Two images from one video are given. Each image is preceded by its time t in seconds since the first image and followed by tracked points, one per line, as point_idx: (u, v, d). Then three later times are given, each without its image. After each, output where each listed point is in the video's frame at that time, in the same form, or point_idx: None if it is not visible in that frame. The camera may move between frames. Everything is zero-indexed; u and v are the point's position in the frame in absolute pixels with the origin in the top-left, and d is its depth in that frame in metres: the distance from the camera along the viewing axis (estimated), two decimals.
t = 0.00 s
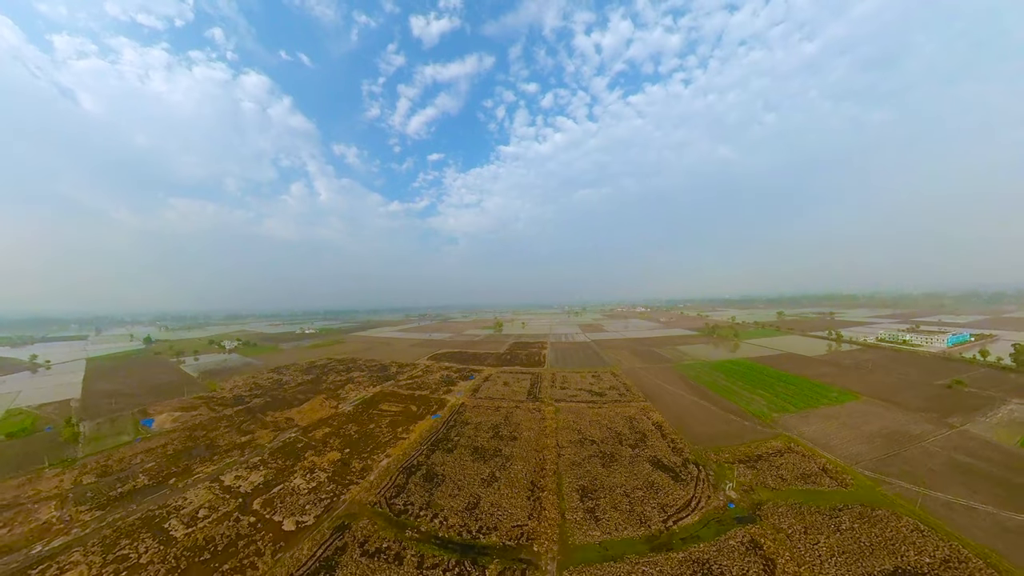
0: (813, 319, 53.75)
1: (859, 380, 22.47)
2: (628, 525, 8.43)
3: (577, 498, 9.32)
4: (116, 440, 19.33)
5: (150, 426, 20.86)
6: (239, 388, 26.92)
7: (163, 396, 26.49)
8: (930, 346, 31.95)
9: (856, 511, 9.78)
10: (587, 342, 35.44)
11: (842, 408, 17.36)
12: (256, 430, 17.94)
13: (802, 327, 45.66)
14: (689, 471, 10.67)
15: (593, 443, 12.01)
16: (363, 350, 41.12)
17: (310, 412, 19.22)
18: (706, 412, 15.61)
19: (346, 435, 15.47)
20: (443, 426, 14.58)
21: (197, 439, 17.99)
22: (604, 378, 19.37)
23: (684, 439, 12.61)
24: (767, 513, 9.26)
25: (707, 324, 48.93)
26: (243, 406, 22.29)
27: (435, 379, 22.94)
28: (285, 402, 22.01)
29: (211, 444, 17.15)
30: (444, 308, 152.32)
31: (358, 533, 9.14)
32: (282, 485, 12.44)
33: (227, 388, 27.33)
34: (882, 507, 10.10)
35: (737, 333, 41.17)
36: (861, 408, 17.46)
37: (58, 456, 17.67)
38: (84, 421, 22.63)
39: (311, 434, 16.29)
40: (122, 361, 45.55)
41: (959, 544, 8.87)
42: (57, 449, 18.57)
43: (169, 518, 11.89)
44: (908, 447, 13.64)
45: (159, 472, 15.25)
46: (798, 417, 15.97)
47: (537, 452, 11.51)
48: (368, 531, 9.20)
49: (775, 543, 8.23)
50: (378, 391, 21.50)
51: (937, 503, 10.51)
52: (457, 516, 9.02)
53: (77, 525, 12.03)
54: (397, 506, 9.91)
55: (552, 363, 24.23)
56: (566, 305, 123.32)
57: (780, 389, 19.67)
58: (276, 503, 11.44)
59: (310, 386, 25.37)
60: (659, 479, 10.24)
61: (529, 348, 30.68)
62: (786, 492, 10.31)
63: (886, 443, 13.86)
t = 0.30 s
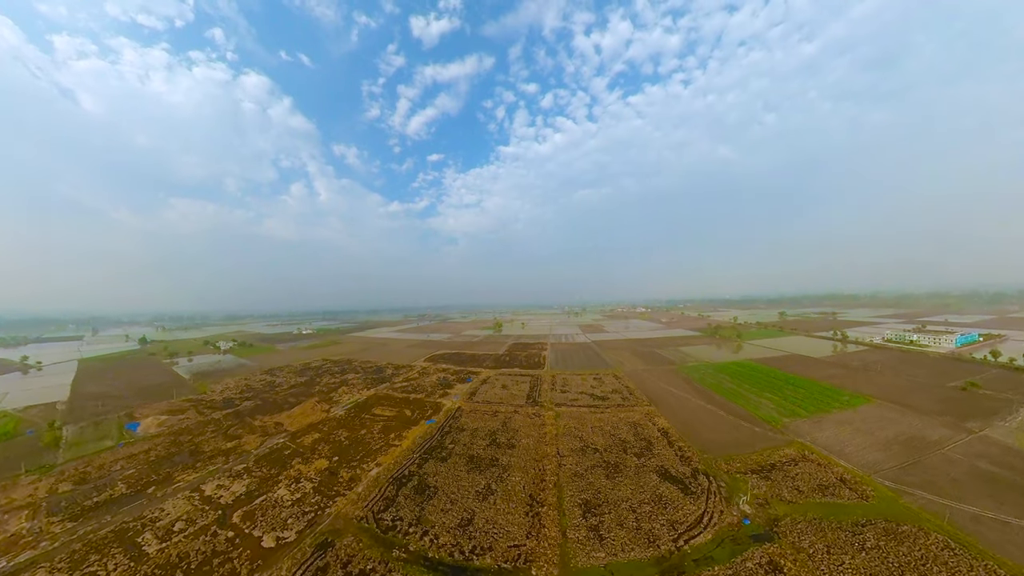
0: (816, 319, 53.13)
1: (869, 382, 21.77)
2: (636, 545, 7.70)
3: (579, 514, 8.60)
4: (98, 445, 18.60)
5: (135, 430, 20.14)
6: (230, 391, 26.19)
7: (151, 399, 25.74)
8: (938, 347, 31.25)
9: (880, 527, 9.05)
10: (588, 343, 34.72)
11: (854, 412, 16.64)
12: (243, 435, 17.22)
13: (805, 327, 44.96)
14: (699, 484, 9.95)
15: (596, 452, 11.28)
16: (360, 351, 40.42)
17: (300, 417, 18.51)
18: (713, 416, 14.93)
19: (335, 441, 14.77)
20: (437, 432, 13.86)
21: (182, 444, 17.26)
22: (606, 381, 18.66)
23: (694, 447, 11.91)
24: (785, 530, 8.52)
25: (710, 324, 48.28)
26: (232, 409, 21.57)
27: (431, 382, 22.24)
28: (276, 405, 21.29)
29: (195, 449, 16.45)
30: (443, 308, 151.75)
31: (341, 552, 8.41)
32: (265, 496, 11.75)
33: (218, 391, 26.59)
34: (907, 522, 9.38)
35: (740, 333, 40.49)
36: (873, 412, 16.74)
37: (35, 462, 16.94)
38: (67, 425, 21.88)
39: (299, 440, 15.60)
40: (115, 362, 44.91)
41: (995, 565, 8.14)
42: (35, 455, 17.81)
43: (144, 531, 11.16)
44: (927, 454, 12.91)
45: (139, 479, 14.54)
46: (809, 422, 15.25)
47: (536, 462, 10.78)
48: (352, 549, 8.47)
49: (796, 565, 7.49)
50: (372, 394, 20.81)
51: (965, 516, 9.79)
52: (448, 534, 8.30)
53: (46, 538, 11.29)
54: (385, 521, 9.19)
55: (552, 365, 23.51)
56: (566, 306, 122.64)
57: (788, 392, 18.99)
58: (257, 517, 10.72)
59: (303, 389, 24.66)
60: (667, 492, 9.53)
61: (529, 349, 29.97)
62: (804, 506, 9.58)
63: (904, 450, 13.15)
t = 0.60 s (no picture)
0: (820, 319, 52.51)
1: (878, 383, 21.13)
2: (644, 567, 7.03)
3: (581, 530, 7.93)
4: (81, 450, 17.91)
5: (120, 434, 19.46)
6: (221, 393, 25.50)
7: (140, 402, 25.04)
8: (946, 347, 30.63)
9: (906, 544, 8.37)
10: (588, 343, 34.07)
11: (867, 416, 15.98)
12: (229, 440, 16.55)
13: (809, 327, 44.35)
14: (710, 496, 9.30)
15: (598, 460, 10.62)
16: (356, 351, 39.75)
17: (290, 420, 17.85)
18: (721, 421, 14.32)
19: (324, 447, 14.11)
20: (431, 438, 13.18)
21: (166, 450, 16.58)
22: (608, 383, 18.02)
23: (703, 455, 11.31)
24: (805, 548, 7.84)
25: (712, 324, 47.66)
26: (221, 412, 20.90)
27: (427, 384, 21.59)
28: (267, 408, 20.62)
29: (180, 455, 15.79)
30: (443, 309, 151.16)
31: (323, 572, 7.71)
32: (247, 507, 11.09)
33: (209, 393, 25.89)
34: (935, 538, 8.70)
35: (743, 334, 39.86)
36: (887, 416, 16.07)
37: (13, 467, 16.26)
38: (51, 428, 21.18)
39: (287, 446, 14.95)
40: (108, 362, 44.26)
41: None
42: (14, 460, 17.11)
43: (117, 544, 10.48)
44: (947, 462, 12.24)
45: (118, 486, 13.88)
46: (820, 428, 14.57)
47: (535, 472, 10.11)
48: (335, 569, 7.79)
49: None
50: (366, 397, 20.15)
51: (995, 529, 9.11)
52: (440, 553, 7.62)
53: (14, 550, 10.61)
54: (372, 537, 8.52)
55: (552, 366, 22.88)
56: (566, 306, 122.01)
57: (796, 394, 18.35)
58: (237, 530, 10.05)
59: (295, 391, 23.98)
60: (676, 505, 8.88)
61: (528, 350, 29.31)
62: (823, 520, 8.92)
63: (921, 457, 12.52)
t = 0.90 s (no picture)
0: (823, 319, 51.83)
1: (890, 385, 20.40)
2: None
3: (585, 550, 7.23)
4: (60, 454, 17.16)
5: (103, 437, 18.70)
6: (211, 394, 24.75)
7: (127, 404, 24.28)
8: (955, 347, 29.91)
9: (938, 563, 7.66)
10: (589, 344, 33.36)
11: (881, 420, 15.28)
12: (214, 445, 15.83)
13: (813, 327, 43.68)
14: (723, 510, 8.62)
15: (602, 470, 9.90)
16: (352, 352, 39.00)
17: (279, 424, 17.13)
18: (731, 427, 13.68)
19: (312, 454, 13.44)
20: (424, 445, 12.43)
21: (148, 455, 15.84)
22: (611, 386, 17.30)
23: (716, 465, 10.66)
24: (831, 569, 7.12)
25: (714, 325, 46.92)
26: (209, 415, 20.16)
27: (423, 386, 20.85)
28: (256, 411, 19.89)
29: (161, 461, 15.05)
30: (442, 309, 150.43)
31: None
32: (225, 519, 10.36)
33: (199, 394, 25.15)
34: (969, 555, 7.99)
35: (747, 334, 39.12)
36: (901, 420, 15.37)
37: None
38: (32, 431, 20.40)
39: (274, 452, 14.24)
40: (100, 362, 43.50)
41: None
42: None
43: (85, 558, 9.76)
44: (971, 470, 11.52)
45: (94, 494, 13.13)
46: (833, 433, 13.89)
47: (533, 484, 9.39)
48: None
49: None
50: (359, 399, 19.42)
51: None
52: None
53: None
54: (355, 555, 7.80)
55: (551, 368, 22.17)
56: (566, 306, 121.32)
57: (806, 397, 17.66)
58: (212, 544, 9.34)
59: (287, 393, 23.24)
60: (687, 521, 8.17)
61: (528, 351, 28.57)
62: (846, 536, 8.21)
63: (943, 464, 11.81)
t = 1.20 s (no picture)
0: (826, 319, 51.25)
1: (901, 386, 19.75)
2: None
3: (589, 571, 6.60)
4: (40, 458, 16.45)
5: (85, 440, 18.01)
6: (201, 396, 24.04)
7: (114, 405, 23.56)
8: (963, 347, 29.33)
9: None
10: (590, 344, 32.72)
11: (894, 424, 14.66)
12: (199, 450, 15.22)
13: (816, 327, 43.07)
14: (737, 525, 8.02)
15: (606, 481, 9.27)
16: (348, 352, 38.34)
17: (268, 428, 16.47)
18: (740, 431, 13.14)
19: (299, 461, 12.85)
20: (417, 451, 11.77)
21: (130, 460, 15.16)
22: (612, 388, 16.68)
23: (727, 475, 10.10)
24: None
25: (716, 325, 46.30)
26: (196, 418, 19.47)
27: (419, 388, 20.19)
28: (245, 414, 19.21)
29: (143, 467, 14.40)
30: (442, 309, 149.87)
31: None
32: (203, 531, 9.72)
33: (189, 396, 24.43)
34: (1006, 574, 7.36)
35: (750, 334, 38.46)
36: (916, 423, 14.76)
37: None
38: (13, 434, 19.67)
39: (260, 457, 13.65)
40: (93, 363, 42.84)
41: None
42: None
43: (51, 572, 9.09)
44: (996, 477, 10.88)
45: (69, 501, 12.43)
46: (847, 439, 13.26)
47: (533, 496, 8.73)
48: None
49: None
50: (352, 402, 18.77)
51: None
52: None
53: None
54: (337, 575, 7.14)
55: (551, 369, 21.52)
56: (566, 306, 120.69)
57: (816, 400, 17.06)
58: (187, 559, 8.68)
59: (279, 395, 22.57)
60: (699, 537, 7.53)
61: (527, 351, 27.91)
62: (872, 553, 7.58)
63: (962, 470, 11.26)
